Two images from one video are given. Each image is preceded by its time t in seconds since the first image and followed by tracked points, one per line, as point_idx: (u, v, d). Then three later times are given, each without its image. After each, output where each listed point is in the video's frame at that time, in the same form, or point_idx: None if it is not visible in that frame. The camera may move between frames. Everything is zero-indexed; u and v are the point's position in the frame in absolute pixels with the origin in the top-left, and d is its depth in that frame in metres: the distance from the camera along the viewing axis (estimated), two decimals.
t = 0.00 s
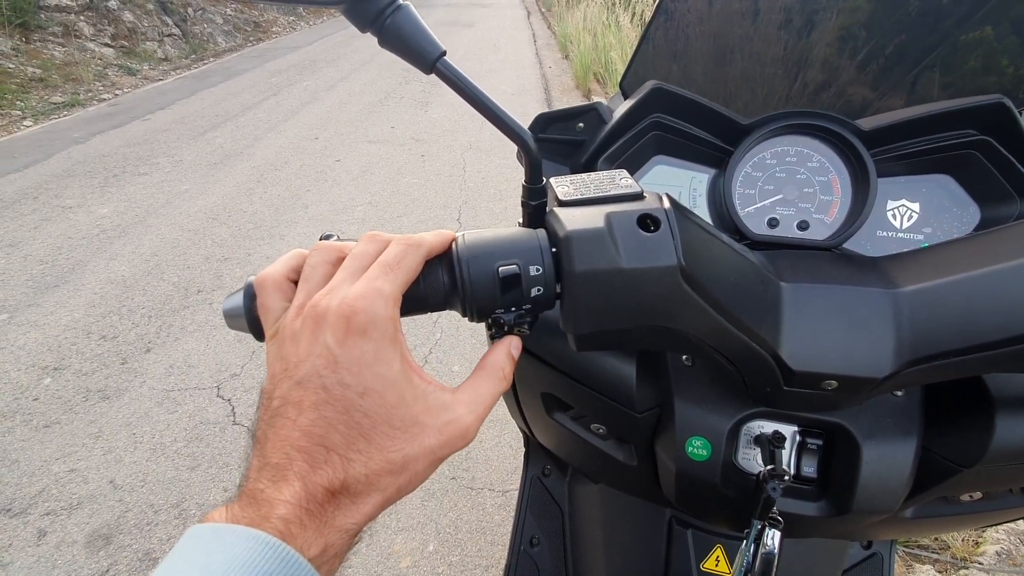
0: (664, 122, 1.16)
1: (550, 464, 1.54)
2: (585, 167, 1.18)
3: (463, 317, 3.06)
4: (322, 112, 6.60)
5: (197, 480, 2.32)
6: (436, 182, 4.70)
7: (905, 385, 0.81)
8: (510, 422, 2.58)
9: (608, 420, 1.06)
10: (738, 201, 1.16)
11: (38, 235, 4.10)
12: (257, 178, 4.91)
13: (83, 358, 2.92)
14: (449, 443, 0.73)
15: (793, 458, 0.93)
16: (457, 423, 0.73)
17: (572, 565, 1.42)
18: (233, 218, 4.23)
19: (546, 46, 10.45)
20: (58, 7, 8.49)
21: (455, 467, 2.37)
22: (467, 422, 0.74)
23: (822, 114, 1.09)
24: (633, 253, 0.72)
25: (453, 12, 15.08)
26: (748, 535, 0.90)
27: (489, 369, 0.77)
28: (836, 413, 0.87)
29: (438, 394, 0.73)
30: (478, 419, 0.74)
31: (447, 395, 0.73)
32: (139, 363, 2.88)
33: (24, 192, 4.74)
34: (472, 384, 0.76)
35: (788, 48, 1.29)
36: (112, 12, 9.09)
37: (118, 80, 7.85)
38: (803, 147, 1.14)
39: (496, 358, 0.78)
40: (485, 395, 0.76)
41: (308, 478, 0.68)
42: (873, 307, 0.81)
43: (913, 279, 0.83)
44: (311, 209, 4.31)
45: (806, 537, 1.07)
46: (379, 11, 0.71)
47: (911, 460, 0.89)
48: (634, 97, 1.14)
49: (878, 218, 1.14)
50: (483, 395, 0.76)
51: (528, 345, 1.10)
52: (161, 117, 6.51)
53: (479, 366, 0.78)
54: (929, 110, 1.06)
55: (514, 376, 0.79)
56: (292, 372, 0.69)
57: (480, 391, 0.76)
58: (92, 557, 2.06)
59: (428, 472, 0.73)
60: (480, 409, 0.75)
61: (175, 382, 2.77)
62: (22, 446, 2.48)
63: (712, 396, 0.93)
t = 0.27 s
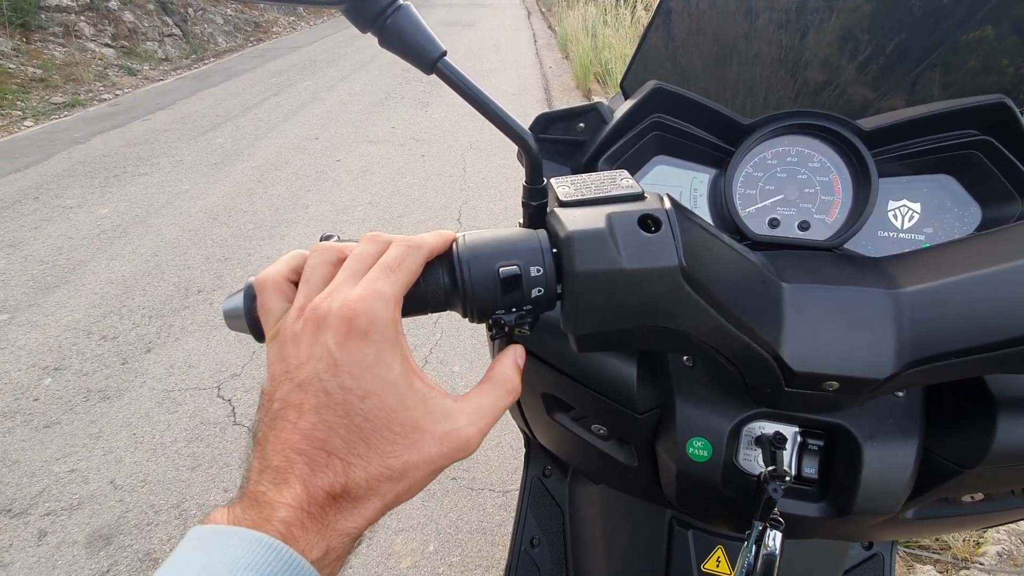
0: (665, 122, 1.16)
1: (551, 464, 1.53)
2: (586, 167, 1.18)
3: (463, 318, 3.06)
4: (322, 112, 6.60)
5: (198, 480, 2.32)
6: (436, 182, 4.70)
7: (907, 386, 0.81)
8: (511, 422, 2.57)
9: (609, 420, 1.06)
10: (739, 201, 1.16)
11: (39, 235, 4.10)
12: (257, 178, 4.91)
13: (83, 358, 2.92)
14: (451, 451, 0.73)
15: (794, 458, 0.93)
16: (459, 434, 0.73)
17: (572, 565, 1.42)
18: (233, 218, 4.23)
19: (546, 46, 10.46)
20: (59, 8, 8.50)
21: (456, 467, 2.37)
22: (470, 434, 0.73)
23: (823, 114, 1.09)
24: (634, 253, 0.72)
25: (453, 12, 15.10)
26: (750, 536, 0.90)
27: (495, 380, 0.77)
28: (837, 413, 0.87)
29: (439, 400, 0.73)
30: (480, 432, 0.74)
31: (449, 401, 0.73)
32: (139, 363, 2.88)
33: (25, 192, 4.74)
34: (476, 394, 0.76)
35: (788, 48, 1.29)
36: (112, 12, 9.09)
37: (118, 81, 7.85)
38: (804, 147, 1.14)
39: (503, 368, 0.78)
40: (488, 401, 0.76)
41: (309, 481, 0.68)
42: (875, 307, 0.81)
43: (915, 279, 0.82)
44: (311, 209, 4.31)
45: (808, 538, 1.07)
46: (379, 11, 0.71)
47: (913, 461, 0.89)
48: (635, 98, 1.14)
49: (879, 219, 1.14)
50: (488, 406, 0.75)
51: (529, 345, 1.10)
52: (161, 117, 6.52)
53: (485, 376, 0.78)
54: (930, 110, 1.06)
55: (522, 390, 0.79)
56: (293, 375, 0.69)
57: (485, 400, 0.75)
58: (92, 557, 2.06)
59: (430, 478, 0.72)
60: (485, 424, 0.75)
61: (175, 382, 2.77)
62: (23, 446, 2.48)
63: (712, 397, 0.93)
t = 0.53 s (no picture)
0: (667, 120, 1.15)
1: (552, 464, 1.53)
2: (588, 166, 1.18)
3: (463, 317, 3.05)
4: (322, 111, 6.59)
5: (198, 480, 2.31)
6: (436, 181, 4.69)
7: (912, 386, 0.80)
8: (511, 422, 2.57)
9: (611, 420, 1.05)
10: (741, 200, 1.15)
11: (39, 234, 4.10)
12: (257, 177, 4.90)
13: (83, 358, 2.92)
14: (457, 439, 0.72)
15: (798, 459, 0.92)
16: (462, 420, 0.72)
17: (574, 566, 1.41)
18: (233, 218, 4.23)
19: (546, 45, 10.45)
20: (59, 7, 8.49)
21: (456, 467, 2.36)
22: (472, 418, 0.72)
23: (827, 113, 1.08)
24: (637, 252, 0.71)
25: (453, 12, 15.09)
26: (753, 537, 0.89)
27: (490, 363, 0.75)
28: (841, 413, 0.87)
29: (443, 393, 0.71)
30: (481, 415, 0.73)
31: (453, 392, 0.72)
32: (139, 363, 2.88)
33: (25, 192, 4.73)
34: (472, 378, 0.74)
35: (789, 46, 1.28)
36: (112, 12, 9.08)
37: (118, 80, 7.84)
38: (807, 145, 1.13)
39: (497, 350, 0.76)
40: (490, 391, 0.74)
41: (322, 482, 0.68)
42: (880, 307, 0.80)
43: (920, 279, 0.82)
44: (311, 209, 4.30)
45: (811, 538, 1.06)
46: (379, 9, 0.70)
47: (918, 462, 0.88)
48: (637, 96, 1.13)
49: (883, 217, 1.13)
50: (485, 392, 0.74)
51: (531, 344, 1.10)
52: (161, 116, 6.51)
53: (481, 360, 0.76)
54: (934, 108, 1.05)
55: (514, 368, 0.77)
56: (298, 378, 0.68)
57: (484, 386, 0.74)
58: (93, 557, 2.05)
59: (439, 469, 0.72)
60: (484, 404, 0.73)
61: (175, 382, 2.76)
62: (22, 446, 2.48)
63: (715, 397, 0.92)
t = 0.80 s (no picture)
0: (668, 119, 1.14)
1: (553, 464, 1.52)
2: (589, 164, 1.17)
3: (464, 316, 3.05)
4: (322, 111, 6.59)
5: (198, 479, 2.31)
6: (436, 181, 4.69)
7: (916, 385, 0.80)
8: (511, 421, 2.57)
9: (612, 419, 1.05)
10: (743, 198, 1.15)
11: (39, 234, 4.09)
12: (258, 177, 4.90)
13: (84, 357, 2.92)
14: (446, 432, 0.72)
15: (801, 458, 0.92)
16: (450, 413, 0.72)
17: (574, 565, 1.41)
18: (233, 217, 4.22)
19: (546, 44, 10.45)
20: (59, 7, 8.48)
21: (456, 466, 2.36)
22: (459, 412, 0.72)
23: (829, 111, 1.08)
24: (639, 250, 0.71)
25: (454, 11, 15.09)
26: (754, 537, 0.89)
27: (478, 354, 0.75)
28: (844, 413, 0.86)
29: (432, 387, 0.71)
30: (468, 407, 0.73)
31: (444, 387, 0.72)
32: (139, 363, 2.87)
33: (25, 192, 4.73)
34: (460, 371, 0.74)
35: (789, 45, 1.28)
36: (113, 11, 9.07)
37: (118, 79, 7.84)
38: (809, 143, 1.13)
39: (486, 342, 0.75)
40: (475, 383, 0.74)
41: (312, 481, 0.67)
42: (882, 305, 0.80)
43: (922, 278, 0.81)
44: (312, 208, 4.30)
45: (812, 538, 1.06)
46: (380, 6, 0.70)
47: (921, 461, 0.88)
48: (638, 94, 1.13)
49: (885, 216, 1.13)
50: (471, 383, 0.74)
51: (531, 344, 1.09)
52: (161, 116, 6.51)
53: (467, 350, 0.75)
54: (937, 106, 1.05)
55: (504, 362, 0.77)
56: (291, 374, 0.68)
57: (470, 378, 0.74)
58: (93, 557, 2.05)
59: (430, 465, 0.72)
60: (471, 397, 0.73)
61: (175, 382, 2.76)
62: (22, 445, 2.47)
63: (716, 396, 0.92)
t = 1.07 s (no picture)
0: (668, 119, 1.15)
1: (553, 463, 1.52)
2: (589, 164, 1.17)
3: (464, 316, 3.05)
4: (322, 110, 6.59)
5: (199, 479, 2.31)
6: (436, 180, 4.69)
7: (916, 385, 0.80)
8: (511, 421, 2.57)
9: (612, 419, 1.05)
10: (743, 198, 1.15)
11: (40, 233, 4.09)
12: (258, 176, 4.90)
13: (84, 357, 2.92)
14: (445, 425, 0.72)
15: (801, 458, 0.92)
16: (448, 406, 0.72)
17: (575, 564, 1.41)
18: (234, 217, 4.22)
19: (546, 44, 10.44)
20: (58, 6, 8.48)
21: (457, 466, 2.36)
22: (457, 404, 0.72)
23: (829, 111, 1.08)
24: (640, 251, 0.71)
25: (454, 11, 15.09)
26: (754, 536, 0.89)
27: (476, 349, 0.75)
28: (843, 412, 0.86)
29: (430, 380, 0.72)
30: (465, 401, 0.73)
31: (442, 380, 0.72)
32: (140, 362, 2.87)
33: (25, 192, 4.73)
34: (456, 365, 0.74)
35: (789, 45, 1.28)
36: (112, 10, 9.07)
37: (118, 79, 7.83)
38: (809, 143, 1.13)
39: (485, 338, 0.76)
40: (473, 376, 0.74)
41: (313, 478, 0.68)
42: (882, 306, 0.80)
43: (922, 278, 0.82)
44: (312, 207, 4.30)
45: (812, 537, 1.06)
46: (380, 6, 0.70)
47: (920, 460, 0.88)
48: (638, 94, 1.13)
49: (885, 216, 1.13)
50: (469, 378, 0.74)
51: (532, 343, 1.09)
52: (161, 115, 6.51)
53: (465, 345, 0.76)
54: (938, 106, 1.05)
55: (504, 359, 0.77)
56: (290, 371, 0.69)
57: (468, 373, 0.74)
58: (94, 556, 2.05)
59: (430, 459, 0.72)
60: (468, 390, 0.73)
61: (175, 381, 2.76)
62: (23, 445, 2.48)
63: (717, 395, 0.92)
